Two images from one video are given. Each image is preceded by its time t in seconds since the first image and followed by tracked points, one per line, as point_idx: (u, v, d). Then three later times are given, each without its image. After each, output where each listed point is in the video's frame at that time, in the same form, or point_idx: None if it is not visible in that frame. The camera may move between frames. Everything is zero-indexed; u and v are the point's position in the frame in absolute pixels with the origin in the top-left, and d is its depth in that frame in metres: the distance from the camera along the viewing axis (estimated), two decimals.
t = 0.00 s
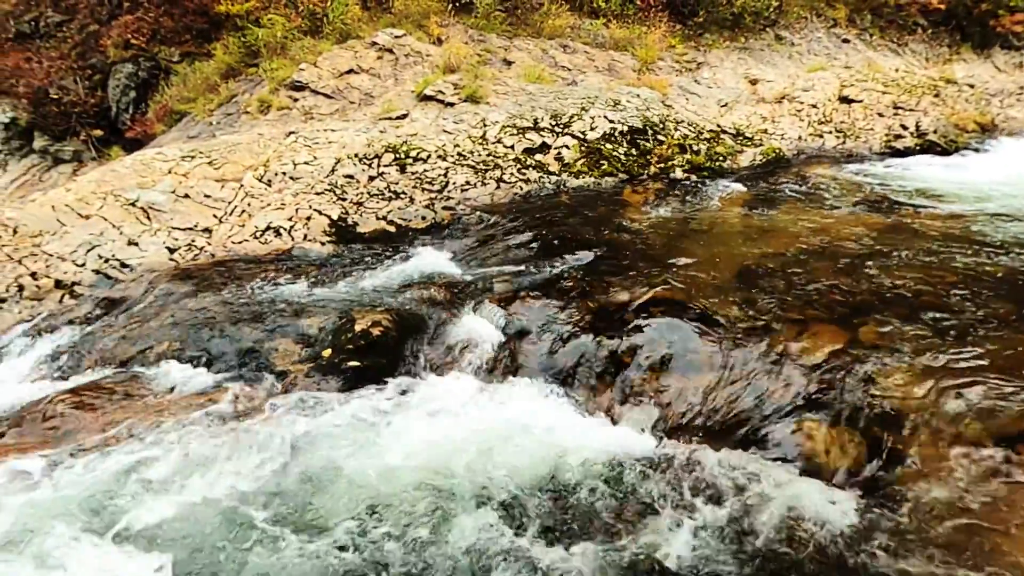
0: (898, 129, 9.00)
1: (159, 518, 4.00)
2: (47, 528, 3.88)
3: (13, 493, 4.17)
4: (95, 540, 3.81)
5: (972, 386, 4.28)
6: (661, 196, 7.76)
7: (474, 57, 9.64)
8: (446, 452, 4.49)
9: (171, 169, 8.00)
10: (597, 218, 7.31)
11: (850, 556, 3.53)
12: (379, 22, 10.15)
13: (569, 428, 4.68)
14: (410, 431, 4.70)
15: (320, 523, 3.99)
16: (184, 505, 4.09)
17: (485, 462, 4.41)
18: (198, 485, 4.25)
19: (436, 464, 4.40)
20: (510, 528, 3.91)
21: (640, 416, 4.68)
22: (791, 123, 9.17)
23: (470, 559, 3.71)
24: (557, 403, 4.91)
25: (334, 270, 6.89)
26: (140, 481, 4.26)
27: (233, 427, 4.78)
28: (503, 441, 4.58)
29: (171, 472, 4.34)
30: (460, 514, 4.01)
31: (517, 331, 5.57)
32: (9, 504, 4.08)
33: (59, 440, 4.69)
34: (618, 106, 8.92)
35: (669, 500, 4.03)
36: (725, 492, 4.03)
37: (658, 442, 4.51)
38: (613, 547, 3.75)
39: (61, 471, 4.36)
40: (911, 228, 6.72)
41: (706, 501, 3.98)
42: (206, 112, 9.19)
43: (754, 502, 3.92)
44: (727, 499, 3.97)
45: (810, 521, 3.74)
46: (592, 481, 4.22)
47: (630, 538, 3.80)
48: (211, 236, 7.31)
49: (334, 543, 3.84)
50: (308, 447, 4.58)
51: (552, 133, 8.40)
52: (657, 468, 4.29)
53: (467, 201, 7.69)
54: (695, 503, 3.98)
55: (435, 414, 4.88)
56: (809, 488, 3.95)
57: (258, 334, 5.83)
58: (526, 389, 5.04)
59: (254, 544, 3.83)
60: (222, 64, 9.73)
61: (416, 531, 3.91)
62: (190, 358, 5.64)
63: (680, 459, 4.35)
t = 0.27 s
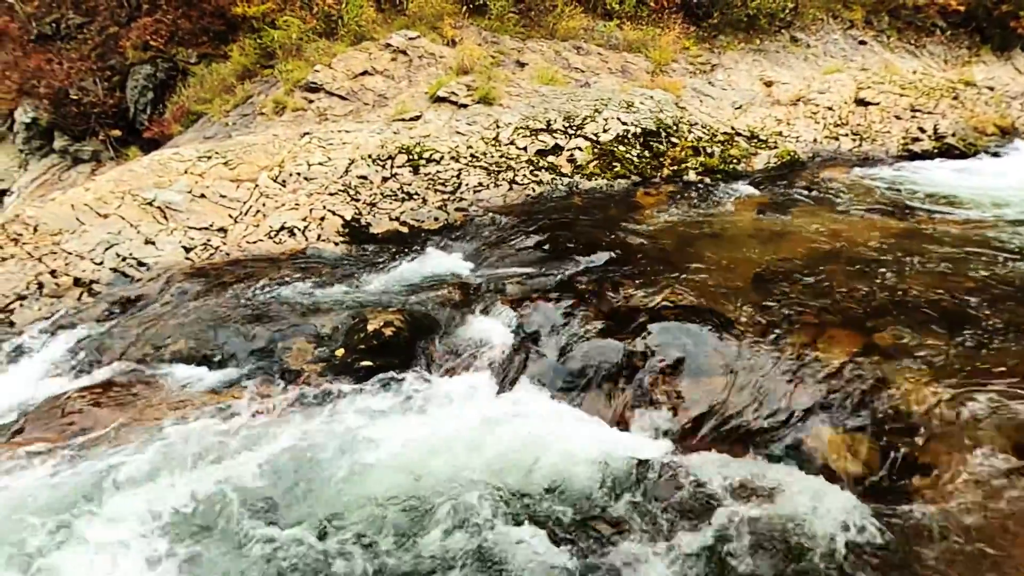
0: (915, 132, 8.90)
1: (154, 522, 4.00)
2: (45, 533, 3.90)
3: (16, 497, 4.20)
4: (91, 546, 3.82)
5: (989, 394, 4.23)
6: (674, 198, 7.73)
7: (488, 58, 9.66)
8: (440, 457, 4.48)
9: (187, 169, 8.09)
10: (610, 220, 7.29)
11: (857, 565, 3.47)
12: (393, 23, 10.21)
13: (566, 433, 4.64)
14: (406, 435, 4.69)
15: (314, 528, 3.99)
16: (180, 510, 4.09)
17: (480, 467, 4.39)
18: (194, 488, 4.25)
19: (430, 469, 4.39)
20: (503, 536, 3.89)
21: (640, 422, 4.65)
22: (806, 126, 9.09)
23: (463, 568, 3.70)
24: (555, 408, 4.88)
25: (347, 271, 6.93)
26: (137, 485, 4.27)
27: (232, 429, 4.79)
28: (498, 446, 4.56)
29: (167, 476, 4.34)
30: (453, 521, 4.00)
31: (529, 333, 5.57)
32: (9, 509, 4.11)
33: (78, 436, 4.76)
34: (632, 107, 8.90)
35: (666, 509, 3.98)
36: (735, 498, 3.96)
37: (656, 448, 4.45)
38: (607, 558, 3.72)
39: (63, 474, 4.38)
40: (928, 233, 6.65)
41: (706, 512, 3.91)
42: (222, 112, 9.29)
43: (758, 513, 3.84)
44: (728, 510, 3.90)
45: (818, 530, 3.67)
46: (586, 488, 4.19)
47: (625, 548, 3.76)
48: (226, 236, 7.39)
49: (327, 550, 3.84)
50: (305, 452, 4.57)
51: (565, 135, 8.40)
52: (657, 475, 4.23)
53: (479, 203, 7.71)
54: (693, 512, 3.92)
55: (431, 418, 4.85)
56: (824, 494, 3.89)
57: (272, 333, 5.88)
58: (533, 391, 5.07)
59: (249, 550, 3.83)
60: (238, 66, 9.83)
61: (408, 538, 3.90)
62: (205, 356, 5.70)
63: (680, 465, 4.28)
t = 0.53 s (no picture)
0: (933, 135, 8.80)
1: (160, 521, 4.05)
2: (56, 532, 3.97)
3: (31, 496, 4.28)
4: (100, 544, 3.88)
5: (1009, 401, 4.16)
6: (688, 201, 7.69)
7: (501, 60, 9.68)
8: (441, 459, 4.50)
9: (204, 169, 8.19)
10: (623, 223, 7.28)
11: (869, 574, 3.45)
12: (407, 25, 10.27)
13: (567, 436, 4.65)
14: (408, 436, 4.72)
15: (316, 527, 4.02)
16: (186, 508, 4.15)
17: (480, 469, 4.40)
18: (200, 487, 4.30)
19: (431, 470, 4.41)
20: (503, 537, 3.89)
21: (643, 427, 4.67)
22: (821, 128, 9.02)
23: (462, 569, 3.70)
24: (558, 412, 4.90)
25: (361, 271, 6.97)
26: (144, 484, 4.33)
27: (240, 429, 4.85)
28: (499, 449, 4.57)
29: (174, 476, 4.40)
30: (454, 522, 4.01)
31: (541, 335, 5.57)
32: (22, 508, 4.18)
33: (96, 432, 4.84)
34: (645, 109, 8.87)
35: (667, 514, 3.97)
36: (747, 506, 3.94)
37: (658, 453, 4.45)
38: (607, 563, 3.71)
39: (76, 473, 4.45)
40: (946, 237, 6.56)
41: (710, 518, 3.90)
42: (238, 113, 9.39)
43: (766, 519, 3.84)
44: (733, 518, 3.89)
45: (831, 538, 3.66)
46: (587, 491, 4.20)
47: (626, 553, 3.76)
48: (241, 236, 7.46)
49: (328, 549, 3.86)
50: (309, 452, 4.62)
51: (578, 137, 8.39)
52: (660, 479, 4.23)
53: (492, 204, 7.73)
54: (696, 518, 3.92)
55: (433, 419, 4.88)
56: (838, 501, 3.87)
57: (285, 332, 5.93)
58: (540, 394, 5.09)
59: (251, 549, 3.87)
60: (254, 67, 9.93)
61: (409, 539, 3.92)
62: (219, 355, 5.77)
63: (682, 471, 4.28)
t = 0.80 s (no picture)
0: (949, 138, 8.71)
1: (165, 517, 4.08)
2: (63, 526, 3.99)
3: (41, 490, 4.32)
4: (105, 539, 3.90)
5: None
6: (699, 203, 7.66)
7: (513, 62, 9.69)
8: (441, 458, 4.51)
9: (217, 169, 8.27)
10: (633, 225, 7.26)
11: None
12: (419, 27, 10.31)
13: (568, 438, 4.66)
14: (410, 435, 4.73)
15: (318, 524, 4.04)
16: (190, 506, 4.18)
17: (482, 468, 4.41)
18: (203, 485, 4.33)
19: (432, 469, 4.42)
20: (505, 536, 3.89)
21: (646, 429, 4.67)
22: (835, 131, 8.95)
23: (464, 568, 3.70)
24: (561, 413, 4.91)
25: (371, 271, 7.00)
26: (148, 480, 4.36)
27: (247, 427, 4.87)
28: (500, 448, 4.58)
29: (179, 473, 4.43)
30: (455, 521, 4.02)
31: (551, 337, 5.56)
32: (30, 501, 4.23)
33: (110, 428, 4.89)
34: (657, 112, 8.85)
35: (670, 516, 3.96)
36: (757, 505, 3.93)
37: (661, 455, 4.45)
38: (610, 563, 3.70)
39: (86, 468, 4.49)
40: (961, 241, 6.48)
41: (716, 520, 3.88)
42: (251, 114, 9.47)
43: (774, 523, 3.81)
44: (739, 521, 3.86)
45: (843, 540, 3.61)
46: (588, 493, 4.20)
47: (628, 553, 3.74)
48: (254, 235, 7.52)
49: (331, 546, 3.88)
50: (311, 450, 4.64)
51: (589, 139, 8.39)
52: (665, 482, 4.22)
53: (502, 206, 7.74)
54: (701, 521, 3.90)
55: (435, 419, 4.89)
56: (851, 504, 3.83)
57: (296, 332, 5.97)
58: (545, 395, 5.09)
59: (253, 546, 3.88)
60: (267, 69, 10.00)
61: (407, 537, 3.92)
62: (231, 354, 5.82)
63: (687, 475, 4.27)
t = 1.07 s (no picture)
0: (968, 141, 8.60)
1: (173, 514, 4.13)
2: (76, 523, 4.05)
3: (57, 486, 4.39)
4: (118, 536, 3.96)
5: None
6: (712, 206, 7.64)
7: (526, 63, 9.71)
8: (445, 458, 4.53)
9: (233, 170, 8.36)
10: (646, 227, 7.25)
11: None
12: (433, 29, 10.36)
13: (570, 438, 4.69)
14: (413, 435, 4.77)
15: (323, 522, 4.08)
16: (199, 502, 4.22)
17: (484, 467, 4.44)
18: (211, 482, 4.38)
19: (435, 468, 4.45)
20: (507, 537, 3.92)
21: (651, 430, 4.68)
22: (850, 134, 8.88)
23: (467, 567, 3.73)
24: (563, 413, 4.93)
25: (384, 272, 7.04)
26: (160, 477, 4.43)
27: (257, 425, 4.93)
28: (502, 448, 4.60)
29: (190, 469, 4.49)
30: (458, 520, 4.05)
31: (563, 339, 5.57)
32: (46, 496, 4.31)
33: (127, 424, 4.97)
34: (670, 114, 8.83)
35: (674, 517, 3.97)
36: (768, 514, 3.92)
37: (665, 456, 4.46)
38: (613, 564, 3.72)
39: (102, 465, 4.57)
40: (980, 246, 6.40)
41: (722, 524, 3.88)
42: (267, 115, 9.57)
43: (783, 529, 3.80)
44: (747, 526, 3.86)
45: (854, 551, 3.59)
46: (590, 493, 4.22)
47: (630, 555, 3.75)
48: (268, 235, 7.60)
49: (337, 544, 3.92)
50: (316, 448, 4.69)
51: (602, 141, 8.38)
52: (672, 484, 4.22)
53: (515, 207, 7.76)
54: (708, 524, 3.90)
55: (438, 419, 4.93)
56: (865, 513, 3.80)
57: (310, 332, 6.02)
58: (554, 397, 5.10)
59: (259, 542, 3.93)
60: (283, 70, 10.09)
61: (409, 536, 3.96)
62: (246, 353, 5.88)
63: (693, 476, 4.26)
